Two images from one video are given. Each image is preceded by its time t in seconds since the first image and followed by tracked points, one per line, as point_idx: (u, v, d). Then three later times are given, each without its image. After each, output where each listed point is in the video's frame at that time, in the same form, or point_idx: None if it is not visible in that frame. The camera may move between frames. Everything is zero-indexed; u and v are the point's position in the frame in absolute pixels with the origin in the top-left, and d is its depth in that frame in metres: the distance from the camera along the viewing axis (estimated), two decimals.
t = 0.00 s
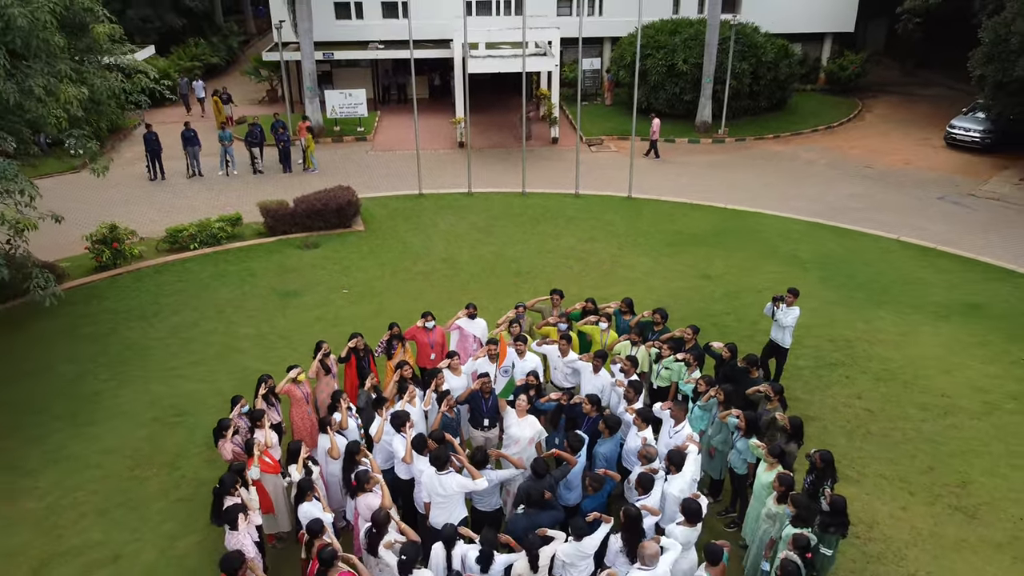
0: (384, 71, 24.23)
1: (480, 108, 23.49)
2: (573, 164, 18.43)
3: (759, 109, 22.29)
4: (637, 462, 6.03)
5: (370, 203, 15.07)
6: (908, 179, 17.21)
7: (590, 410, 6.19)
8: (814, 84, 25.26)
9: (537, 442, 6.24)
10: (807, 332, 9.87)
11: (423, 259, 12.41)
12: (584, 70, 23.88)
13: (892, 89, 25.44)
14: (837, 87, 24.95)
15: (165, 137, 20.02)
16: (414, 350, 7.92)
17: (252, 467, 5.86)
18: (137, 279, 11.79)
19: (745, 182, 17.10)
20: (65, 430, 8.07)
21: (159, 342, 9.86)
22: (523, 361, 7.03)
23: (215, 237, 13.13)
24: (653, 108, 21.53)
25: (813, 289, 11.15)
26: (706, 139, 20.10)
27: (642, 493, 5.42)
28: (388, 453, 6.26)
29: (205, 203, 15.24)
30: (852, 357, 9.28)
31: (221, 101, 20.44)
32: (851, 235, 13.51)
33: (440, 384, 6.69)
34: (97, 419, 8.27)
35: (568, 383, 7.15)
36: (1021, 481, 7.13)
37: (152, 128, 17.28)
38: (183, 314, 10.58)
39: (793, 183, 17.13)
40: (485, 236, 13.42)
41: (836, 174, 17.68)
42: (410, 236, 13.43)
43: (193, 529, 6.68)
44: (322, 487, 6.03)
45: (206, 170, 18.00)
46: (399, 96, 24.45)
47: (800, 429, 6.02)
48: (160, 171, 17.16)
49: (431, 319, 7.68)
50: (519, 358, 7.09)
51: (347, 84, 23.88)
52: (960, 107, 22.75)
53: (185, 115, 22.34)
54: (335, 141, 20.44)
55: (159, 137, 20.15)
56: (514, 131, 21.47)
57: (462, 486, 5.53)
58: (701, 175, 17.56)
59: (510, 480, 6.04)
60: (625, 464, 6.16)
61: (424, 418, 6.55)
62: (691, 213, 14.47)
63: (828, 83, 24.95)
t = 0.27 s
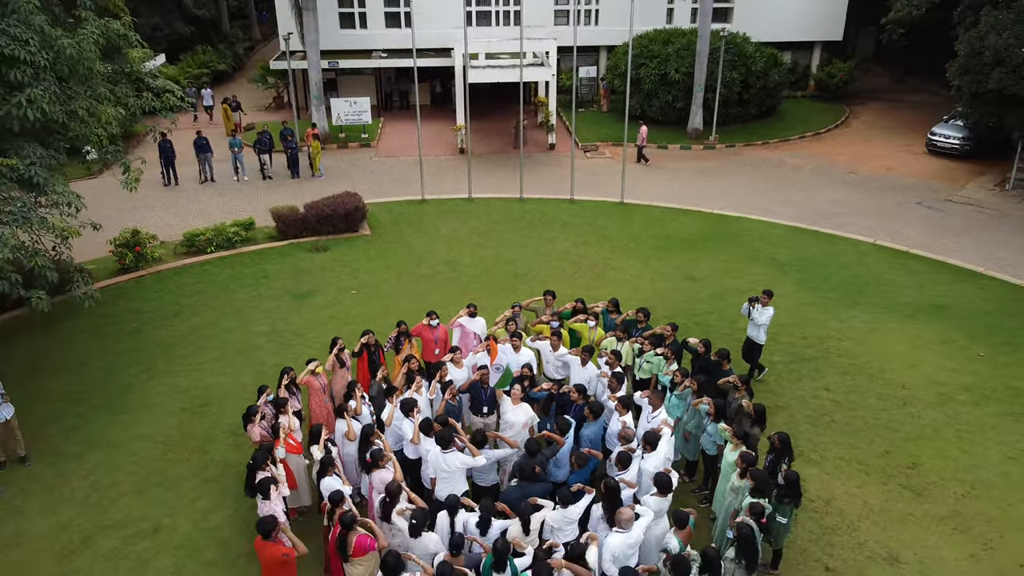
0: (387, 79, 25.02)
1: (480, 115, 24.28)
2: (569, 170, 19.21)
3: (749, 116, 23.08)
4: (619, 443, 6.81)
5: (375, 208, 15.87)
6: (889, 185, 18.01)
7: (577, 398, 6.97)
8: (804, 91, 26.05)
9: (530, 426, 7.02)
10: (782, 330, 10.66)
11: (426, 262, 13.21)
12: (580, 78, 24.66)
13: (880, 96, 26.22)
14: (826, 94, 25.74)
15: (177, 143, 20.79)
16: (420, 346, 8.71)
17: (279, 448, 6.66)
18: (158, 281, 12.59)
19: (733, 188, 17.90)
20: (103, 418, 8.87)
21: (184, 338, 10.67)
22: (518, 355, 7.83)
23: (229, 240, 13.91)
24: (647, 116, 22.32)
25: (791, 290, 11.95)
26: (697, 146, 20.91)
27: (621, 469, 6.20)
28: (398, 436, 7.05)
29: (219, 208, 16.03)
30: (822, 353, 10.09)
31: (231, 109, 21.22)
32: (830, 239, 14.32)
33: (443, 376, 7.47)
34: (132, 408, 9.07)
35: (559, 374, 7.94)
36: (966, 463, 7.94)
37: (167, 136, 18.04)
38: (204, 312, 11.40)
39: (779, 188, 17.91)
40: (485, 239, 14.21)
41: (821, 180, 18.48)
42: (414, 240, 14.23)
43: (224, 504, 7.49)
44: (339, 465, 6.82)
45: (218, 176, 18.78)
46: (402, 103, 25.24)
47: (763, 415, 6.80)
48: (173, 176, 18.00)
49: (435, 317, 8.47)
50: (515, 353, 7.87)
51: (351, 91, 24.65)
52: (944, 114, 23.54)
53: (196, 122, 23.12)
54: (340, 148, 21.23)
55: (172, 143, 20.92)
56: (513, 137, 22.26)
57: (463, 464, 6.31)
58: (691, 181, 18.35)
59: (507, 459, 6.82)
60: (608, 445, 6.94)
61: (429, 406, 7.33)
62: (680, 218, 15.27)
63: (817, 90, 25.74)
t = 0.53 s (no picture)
0: (390, 85, 25.86)
1: (480, 120, 25.13)
2: (565, 174, 20.06)
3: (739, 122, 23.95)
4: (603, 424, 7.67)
5: (380, 211, 16.72)
6: (870, 189, 18.87)
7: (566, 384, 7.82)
8: (793, 97, 26.89)
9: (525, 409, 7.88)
10: (760, 326, 11.52)
11: (429, 262, 14.06)
12: (577, 84, 25.50)
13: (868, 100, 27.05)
14: (815, 100, 26.58)
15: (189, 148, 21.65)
16: (425, 338, 9.58)
17: (302, 428, 7.53)
18: (179, 280, 13.44)
19: (721, 192, 18.76)
20: (137, 405, 9.73)
21: (205, 333, 11.53)
22: (513, 346, 8.69)
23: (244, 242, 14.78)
24: (641, 121, 23.18)
25: (770, 290, 12.81)
26: (688, 151, 21.78)
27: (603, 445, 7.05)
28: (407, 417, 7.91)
29: (231, 211, 16.89)
30: (795, 347, 10.95)
31: (240, 115, 22.08)
32: (810, 242, 15.18)
33: (447, 365, 8.32)
34: (162, 396, 9.93)
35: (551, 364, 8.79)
36: (919, 444, 8.80)
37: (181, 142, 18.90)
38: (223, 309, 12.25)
39: (765, 192, 18.78)
40: (485, 241, 15.06)
41: (805, 184, 19.34)
42: (418, 242, 15.09)
43: (250, 480, 8.35)
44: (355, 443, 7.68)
45: (230, 180, 19.63)
46: (405, 108, 26.08)
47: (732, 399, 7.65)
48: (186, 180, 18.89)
49: (440, 313, 9.32)
50: (511, 345, 8.73)
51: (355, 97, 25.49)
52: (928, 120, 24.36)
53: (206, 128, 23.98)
54: (346, 152, 22.07)
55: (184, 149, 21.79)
56: (511, 142, 23.11)
57: (465, 440, 7.17)
58: (682, 185, 19.22)
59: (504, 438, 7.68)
60: (595, 426, 7.79)
61: (434, 392, 8.19)
62: (669, 221, 16.13)
63: (806, 95, 26.57)
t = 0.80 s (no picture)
0: (393, 91, 26.75)
1: (480, 125, 26.04)
2: (562, 178, 20.97)
3: (730, 127, 24.87)
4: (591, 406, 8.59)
5: (386, 214, 17.62)
6: (852, 192, 19.79)
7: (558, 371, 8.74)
8: (784, 102, 27.77)
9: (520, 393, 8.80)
10: (741, 322, 12.43)
11: (433, 262, 14.98)
12: (574, 90, 26.43)
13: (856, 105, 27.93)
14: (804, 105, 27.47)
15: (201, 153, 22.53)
16: (431, 331, 10.49)
17: (321, 409, 8.45)
18: (198, 278, 14.36)
19: (711, 195, 19.68)
20: (167, 392, 10.65)
21: (226, 327, 12.44)
22: (511, 338, 9.61)
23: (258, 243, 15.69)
24: (635, 127, 24.10)
25: (751, 288, 13.72)
26: (679, 155, 22.72)
27: (589, 423, 7.98)
28: (415, 400, 8.82)
29: (245, 214, 17.80)
30: (771, 340, 11.86)
31: (250, 120, 22.97)
32: (792, 243, 16.09)
33: (451, 355, 9.24)
34: (189, 384, 10.85)
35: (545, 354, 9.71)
36: (878, 427, 9.70)
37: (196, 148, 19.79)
38: (241, 305, 13.16)
39: (752, 195, 19.68)
40: (485, 242, 15.97)
41: (791, 187, 20.26)
42: (421, 243, 15.99)
43: (273, 457, 9.27)
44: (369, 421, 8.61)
45: (241, 183, 20.53)
46: (408, 114, 26.99)
47: (705, 384, 8.57)
48: (200, 185, 19.83)
49: (444, 308, 10.24)
50: (508, 336, 9.65)
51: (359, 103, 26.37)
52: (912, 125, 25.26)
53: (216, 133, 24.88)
54: (351, 157, 22.98)
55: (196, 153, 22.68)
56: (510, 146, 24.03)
57: (466, 420, 8.10)
58: (673, 188, 20.14)
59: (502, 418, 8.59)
60: (583, 408, 8.72)
61: (440, 378, 9.11)
62: (660, 223, 17.04)
63: (796, 101, 27.45)
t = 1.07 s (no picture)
0: (397, 96, 27.73)
1: (480, 129, 27.02)
2: (559, 181, 21.94)
3: (721, 131, 25.84)
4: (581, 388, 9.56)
5: (391, 215, 18.59)
6: (836, 195, 20.76)
7: (552, 358, 9.70)
8: (774, 106, 28.68)
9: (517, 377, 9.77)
10: (722, 316, 13.40)
11: (437, 260, 15.95)
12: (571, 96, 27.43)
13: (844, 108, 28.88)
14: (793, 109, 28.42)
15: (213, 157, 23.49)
16: (436, 322, 11.46)
17: (339, 391, 9.42)
18: (217, 276, 15.33)
19: (701, 197, 20.64)
20: (194, 379, 11.62)
21: (245, 319, 13.41)
22: (509, 328, 10.57)
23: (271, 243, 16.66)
24: (630, 131, 25.07)
25: (733, 285, 14.70)
26: (671, 158, 23.70)
27: (579, 402, 8.94)
28: (422, 384, 9.78)
29: (257, 215, 18.76)
30: (750, 333, 12.83)
31: (259, 125, 23.94)
32: (775, 243, 17.06)
33: (455, 343, 10.21)
34: (214, 372, 11.81)
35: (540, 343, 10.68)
36: (843, 410, 10.68)
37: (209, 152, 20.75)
38: (258, 299, 14.12)
39: (740, 197, 20.64)
40: (485, 242, 16.94)
41: (777, 189, 21.23)
42: (425, 243, 16.96)
43: (294, 436, 10.25)
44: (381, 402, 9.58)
45: (252, 185, 21.49)
46: (410, 118, 27.97)
47: (685, 368, 9.54)
48: (213, 187, 20.78)
49: (448, 302, 11.21)
50: (507, 327, 10.62)
51: (364, 107, 27.34)
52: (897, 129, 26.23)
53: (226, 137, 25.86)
54: (357, 160, 23.96)
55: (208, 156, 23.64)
56: (509, 150, 25.00)
57: (469, 400, 9.06)
58: (664, 191, 21.10)
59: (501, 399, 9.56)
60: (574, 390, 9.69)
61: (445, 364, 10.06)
62: (651, 224, 18.01)
63: (785, 106, 28.31)
